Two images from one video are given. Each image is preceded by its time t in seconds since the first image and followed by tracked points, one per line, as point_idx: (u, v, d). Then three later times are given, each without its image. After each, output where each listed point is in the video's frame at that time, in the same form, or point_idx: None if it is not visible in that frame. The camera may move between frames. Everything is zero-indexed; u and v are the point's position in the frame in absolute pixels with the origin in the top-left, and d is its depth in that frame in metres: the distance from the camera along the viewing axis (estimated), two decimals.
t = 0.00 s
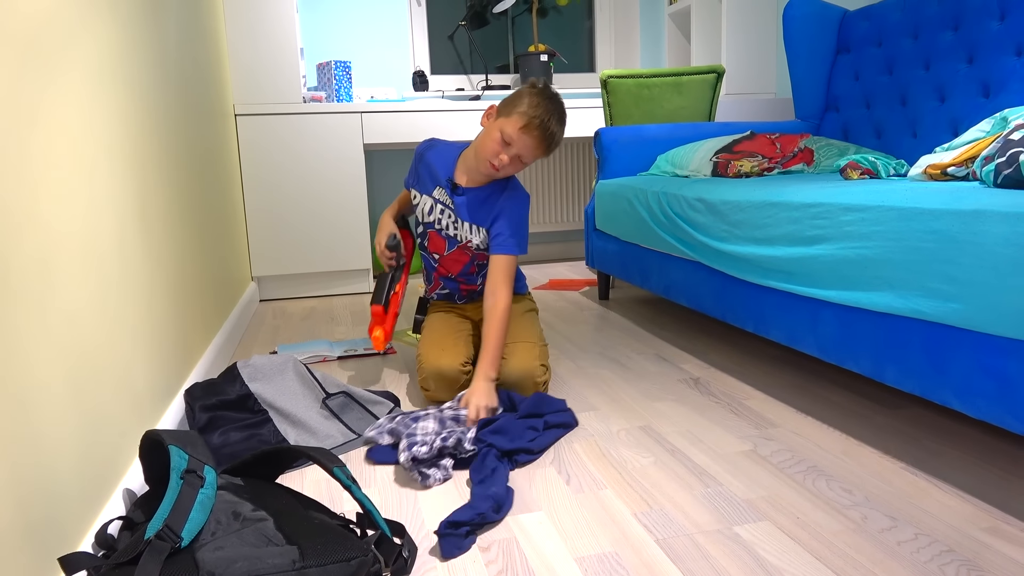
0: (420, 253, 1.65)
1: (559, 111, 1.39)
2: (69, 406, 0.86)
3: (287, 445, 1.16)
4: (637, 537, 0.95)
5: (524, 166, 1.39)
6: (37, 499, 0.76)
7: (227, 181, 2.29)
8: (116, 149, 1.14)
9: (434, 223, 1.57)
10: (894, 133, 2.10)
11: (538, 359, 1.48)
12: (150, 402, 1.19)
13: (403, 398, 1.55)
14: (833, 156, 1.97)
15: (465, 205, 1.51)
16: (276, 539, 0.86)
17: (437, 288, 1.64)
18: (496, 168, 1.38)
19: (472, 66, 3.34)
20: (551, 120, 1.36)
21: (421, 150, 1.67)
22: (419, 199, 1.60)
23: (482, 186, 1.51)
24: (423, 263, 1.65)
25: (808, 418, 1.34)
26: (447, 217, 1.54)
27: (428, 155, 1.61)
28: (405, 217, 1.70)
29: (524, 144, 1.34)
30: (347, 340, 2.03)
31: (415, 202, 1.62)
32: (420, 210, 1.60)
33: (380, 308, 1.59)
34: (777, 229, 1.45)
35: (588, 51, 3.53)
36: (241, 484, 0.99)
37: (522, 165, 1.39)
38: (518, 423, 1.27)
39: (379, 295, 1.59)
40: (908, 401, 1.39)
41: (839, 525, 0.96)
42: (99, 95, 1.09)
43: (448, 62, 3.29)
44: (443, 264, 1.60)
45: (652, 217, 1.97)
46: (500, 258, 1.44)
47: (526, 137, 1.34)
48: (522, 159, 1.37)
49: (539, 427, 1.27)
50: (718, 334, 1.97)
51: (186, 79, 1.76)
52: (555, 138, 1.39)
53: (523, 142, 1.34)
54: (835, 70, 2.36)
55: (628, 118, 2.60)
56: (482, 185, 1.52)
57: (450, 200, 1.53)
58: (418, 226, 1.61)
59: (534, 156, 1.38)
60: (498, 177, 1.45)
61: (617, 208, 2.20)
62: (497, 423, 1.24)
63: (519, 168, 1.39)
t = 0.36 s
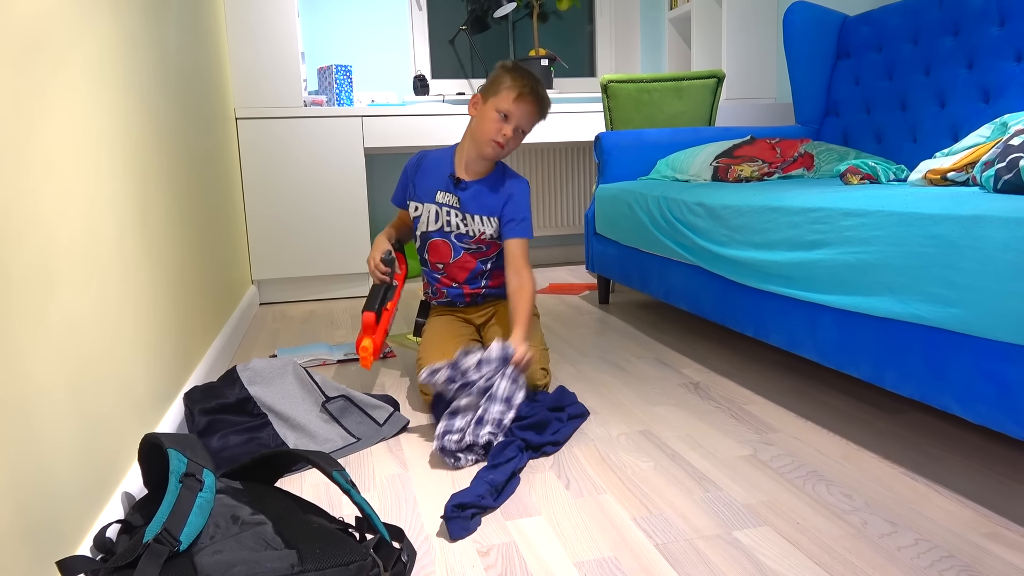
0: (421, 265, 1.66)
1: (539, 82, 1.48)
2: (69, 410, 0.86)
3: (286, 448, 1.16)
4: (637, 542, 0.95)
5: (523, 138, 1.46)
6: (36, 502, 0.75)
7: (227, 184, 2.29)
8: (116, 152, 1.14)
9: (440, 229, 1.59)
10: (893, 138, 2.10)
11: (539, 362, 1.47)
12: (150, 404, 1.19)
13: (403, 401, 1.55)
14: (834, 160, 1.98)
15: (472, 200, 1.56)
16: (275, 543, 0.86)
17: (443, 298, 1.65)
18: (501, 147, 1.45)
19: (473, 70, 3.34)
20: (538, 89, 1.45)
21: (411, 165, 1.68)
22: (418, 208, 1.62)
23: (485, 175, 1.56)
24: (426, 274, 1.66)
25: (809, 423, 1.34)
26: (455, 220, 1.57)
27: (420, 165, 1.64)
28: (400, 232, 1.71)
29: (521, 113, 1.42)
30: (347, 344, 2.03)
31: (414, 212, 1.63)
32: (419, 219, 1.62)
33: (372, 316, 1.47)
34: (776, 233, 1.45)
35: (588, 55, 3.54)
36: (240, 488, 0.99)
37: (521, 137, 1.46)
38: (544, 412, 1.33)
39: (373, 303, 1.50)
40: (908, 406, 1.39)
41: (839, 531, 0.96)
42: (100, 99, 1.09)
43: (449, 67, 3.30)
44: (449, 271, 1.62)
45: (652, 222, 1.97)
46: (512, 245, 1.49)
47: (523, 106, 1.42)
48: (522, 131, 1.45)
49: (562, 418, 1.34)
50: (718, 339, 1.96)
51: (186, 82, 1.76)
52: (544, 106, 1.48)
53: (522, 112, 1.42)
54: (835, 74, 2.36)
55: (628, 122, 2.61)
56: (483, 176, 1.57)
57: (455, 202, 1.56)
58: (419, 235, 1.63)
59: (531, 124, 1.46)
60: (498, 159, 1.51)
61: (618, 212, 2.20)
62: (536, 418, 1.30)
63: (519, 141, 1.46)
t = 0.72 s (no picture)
0: (456, 267, 1.66)
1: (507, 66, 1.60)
2: (69, 414, 0.86)
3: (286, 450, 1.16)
4: (637, 542, 0.95)
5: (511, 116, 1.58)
6: (36, 506, 0.75)
7: (226, 186, 2.29)
8: (115, 155, 1.14)
9: (466, 224, 1.60)
10: (891, 137, 2.10)
11: (543, 363, 1.49)
12: (149, 407, 1.19)
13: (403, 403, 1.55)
14: (832, 159, 1.98)
15: (490, 179, 1.59)
16: (275, 545, 0.86)
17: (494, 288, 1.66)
18: (497, 130, 1.53)
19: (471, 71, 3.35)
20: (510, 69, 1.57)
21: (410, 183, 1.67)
22: (435, 216, 1.62)
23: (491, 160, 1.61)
24: (464, 275, 1.66)
25: (808, 422, 1.34)
26: (479, 207, 1.59)
27: (425, 176, 1.64)
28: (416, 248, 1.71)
29: (506, 94, 1.53)
30: (347, 345, 2.03)
31: (431, 222, 1.62)
32: (440, 226, 1.62)
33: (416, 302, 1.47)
34: (775, 233, 1.45)
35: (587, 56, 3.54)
36: (240, 490, 0.99)
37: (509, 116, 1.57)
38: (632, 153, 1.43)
39: (412, 289, 1.49)
40: (908, 405, 1.39)
41: (839, 530, 0.96)
42: (98, 102, 1.09)
43: (447, 68, 3.30)
44: (489, 259, 1.64)
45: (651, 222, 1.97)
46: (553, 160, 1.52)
47: (505, 86, 1.53)
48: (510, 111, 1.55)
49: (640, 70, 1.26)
50: (717, 339, 1.97)
51: (185, 84, 1.76)
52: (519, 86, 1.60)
53: (507, 90, 1.54)
54: (833, 74, 2.36)
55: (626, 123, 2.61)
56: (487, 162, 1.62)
57: (473, 191, 1.59)
58: (446, 239, 1.63)
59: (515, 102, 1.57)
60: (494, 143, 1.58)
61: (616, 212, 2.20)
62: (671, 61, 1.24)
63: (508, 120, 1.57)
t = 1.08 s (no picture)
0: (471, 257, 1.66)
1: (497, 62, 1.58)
2: (67, 417, 0.86)
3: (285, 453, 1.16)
4: (637, 543, 0.95)
5: (509, 111, 1.56)
6: (34, 511, 0.75)
7: (224, 189, 2.29)
8: (113, 159, 1.14)
9: (481, 213, 1.62)
10: (889, 137, 2.10)
11: (547, 364, 1.49)
12: (148, 410, 1.18)
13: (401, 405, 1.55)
14: (829, 160, 1.99)
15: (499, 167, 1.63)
16: (274, 548, 0.86)
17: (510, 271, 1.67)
18: (493, 131, 1.54)
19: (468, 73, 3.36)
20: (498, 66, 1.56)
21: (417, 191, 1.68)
22: (448, 213, 1.63)
23: (503, 155, 1.66)
24: (480, 263, 1.66)
25: (808, 423, 1.34)
26: (490, 193, 1.62)
27: (432, 177, 1.65)
28: (424, 250, 1.69)
29: (492, 93, 1.52)
30: (346, 348, 2.03)
31: (445, 220, 1.64)
32: (455, 221, 1.63)
33: (404, 319, 1.41)
34: (772, 233, 1.45)
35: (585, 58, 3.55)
36: (239, 494, 0.99)
37: (507, 112, 1.56)
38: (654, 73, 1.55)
39: (403, 305, 1.44)
40: (908, 405, 1.39)
41: (839, 530, 0.96)
42: (96, 105, 1.09)
43: (445, 70, 3.30)
44: (504, 243, 1.65)
45: (650, 223, 1.97)
46: (550, 129, 1.64)
47: (490, 86, 1.52)
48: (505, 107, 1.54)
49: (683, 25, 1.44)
50: (716, 339, 1.97)
51: (183, 88, 1.76)
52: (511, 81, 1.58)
53: (495, 89, 1.52)
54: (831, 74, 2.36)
55: (623, 125, 2.61)
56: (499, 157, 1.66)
57: (484, 181, 1.62)
58: (461, 231, 1.64)
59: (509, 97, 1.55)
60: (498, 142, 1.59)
61: (614, 214, 2.20)
62: None
63: (506, 116, 1.56)
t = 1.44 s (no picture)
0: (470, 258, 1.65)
1: (467, 65, 1.55)
2: (65, 419, 0.86)
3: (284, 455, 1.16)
4: (636, 544, 0.95)
5: (479, 112, 1.51)
6: (32, 514, 0.75)
7: (223, 191, 2.29)
8: (111, 162, 1.14)
9: (483, 213, 1.62)
10: (887, 138, 2.11)
11: (548, 364, 1.49)
12: (146, 413, 1.18)
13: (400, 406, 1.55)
14: (828, 161, 1.99)
15: (506, 169, 1.62)
16: (273, 550, 0.86)
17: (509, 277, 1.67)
18: (472, 140, 1.53)
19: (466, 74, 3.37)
20: (463, 72, 1.53)
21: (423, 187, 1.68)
22: (450, 210, 1.63)
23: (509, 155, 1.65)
24: (479, 264, 1.65)
25: (806, 423, 1.34)
26: (493, 195, 1.61)
27: (439, 173, 1.66)
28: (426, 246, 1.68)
29: (450, 109, 1.51)
30: (344, 349, 2.03)
31: (446, 216, 1.63)
32: (456, 218, 1.63)
33: (412, 286, 1.45)
34: (771, 234, 1.45)
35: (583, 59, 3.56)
36: (237, 496, 0.99)
37: (479, 113, 1.51)
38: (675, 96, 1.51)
39: (411, 276, 1.47)
40: (905, 405, 1.40)
41: (838, 531, 0.96)
42: (94, 106, 1.09)
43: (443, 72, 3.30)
44: (504, 247, 1.64)
45: (648, 224, 1.97)
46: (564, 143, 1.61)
47: (447, 103, 1.52)
48: (477, 113, 1.51)
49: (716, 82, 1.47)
50: (715, 340, 1.97)
51: (181, 90, 1.76)
52: (481, 81, 1.53)
53: (454, 106, 1.51)
54: (828, 76, 2.37)
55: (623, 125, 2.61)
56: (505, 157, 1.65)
57: (488, 181, 1.62)
58: (461, 230, 1.63)
59: (480, 100, 1.51)
60: (491, 142, 1.57)
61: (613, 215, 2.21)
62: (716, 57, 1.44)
63: (480, 117, 1.52)
